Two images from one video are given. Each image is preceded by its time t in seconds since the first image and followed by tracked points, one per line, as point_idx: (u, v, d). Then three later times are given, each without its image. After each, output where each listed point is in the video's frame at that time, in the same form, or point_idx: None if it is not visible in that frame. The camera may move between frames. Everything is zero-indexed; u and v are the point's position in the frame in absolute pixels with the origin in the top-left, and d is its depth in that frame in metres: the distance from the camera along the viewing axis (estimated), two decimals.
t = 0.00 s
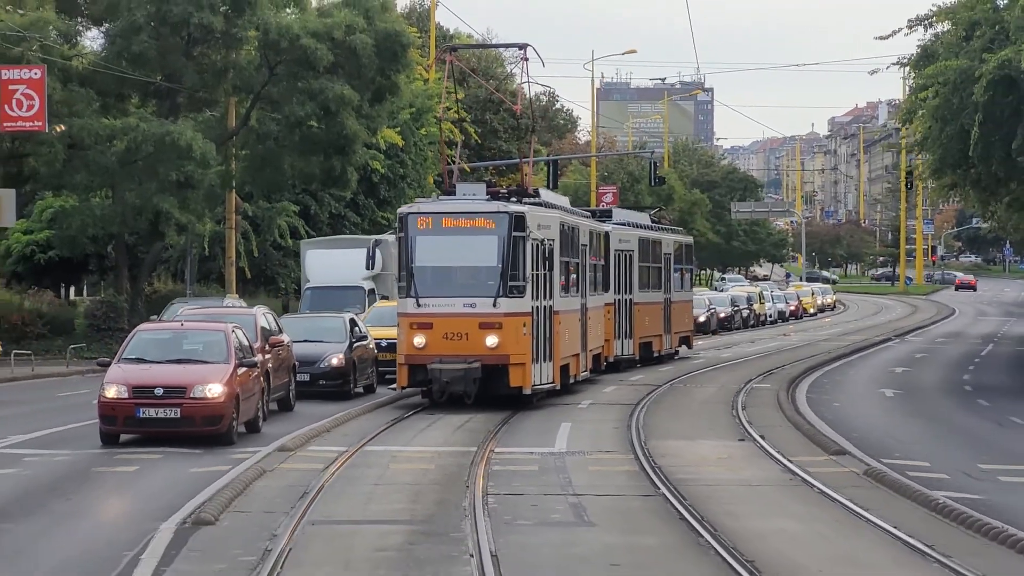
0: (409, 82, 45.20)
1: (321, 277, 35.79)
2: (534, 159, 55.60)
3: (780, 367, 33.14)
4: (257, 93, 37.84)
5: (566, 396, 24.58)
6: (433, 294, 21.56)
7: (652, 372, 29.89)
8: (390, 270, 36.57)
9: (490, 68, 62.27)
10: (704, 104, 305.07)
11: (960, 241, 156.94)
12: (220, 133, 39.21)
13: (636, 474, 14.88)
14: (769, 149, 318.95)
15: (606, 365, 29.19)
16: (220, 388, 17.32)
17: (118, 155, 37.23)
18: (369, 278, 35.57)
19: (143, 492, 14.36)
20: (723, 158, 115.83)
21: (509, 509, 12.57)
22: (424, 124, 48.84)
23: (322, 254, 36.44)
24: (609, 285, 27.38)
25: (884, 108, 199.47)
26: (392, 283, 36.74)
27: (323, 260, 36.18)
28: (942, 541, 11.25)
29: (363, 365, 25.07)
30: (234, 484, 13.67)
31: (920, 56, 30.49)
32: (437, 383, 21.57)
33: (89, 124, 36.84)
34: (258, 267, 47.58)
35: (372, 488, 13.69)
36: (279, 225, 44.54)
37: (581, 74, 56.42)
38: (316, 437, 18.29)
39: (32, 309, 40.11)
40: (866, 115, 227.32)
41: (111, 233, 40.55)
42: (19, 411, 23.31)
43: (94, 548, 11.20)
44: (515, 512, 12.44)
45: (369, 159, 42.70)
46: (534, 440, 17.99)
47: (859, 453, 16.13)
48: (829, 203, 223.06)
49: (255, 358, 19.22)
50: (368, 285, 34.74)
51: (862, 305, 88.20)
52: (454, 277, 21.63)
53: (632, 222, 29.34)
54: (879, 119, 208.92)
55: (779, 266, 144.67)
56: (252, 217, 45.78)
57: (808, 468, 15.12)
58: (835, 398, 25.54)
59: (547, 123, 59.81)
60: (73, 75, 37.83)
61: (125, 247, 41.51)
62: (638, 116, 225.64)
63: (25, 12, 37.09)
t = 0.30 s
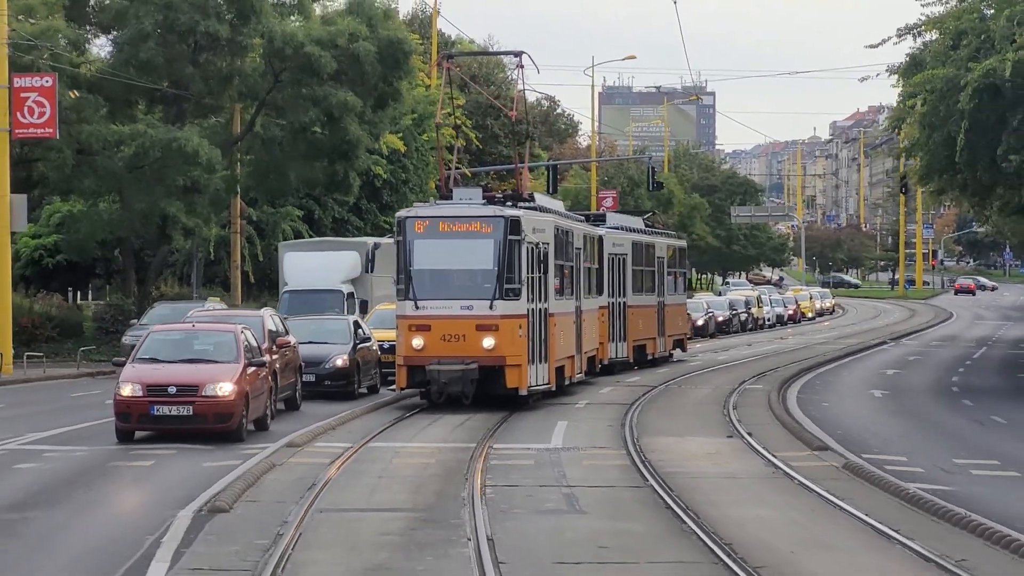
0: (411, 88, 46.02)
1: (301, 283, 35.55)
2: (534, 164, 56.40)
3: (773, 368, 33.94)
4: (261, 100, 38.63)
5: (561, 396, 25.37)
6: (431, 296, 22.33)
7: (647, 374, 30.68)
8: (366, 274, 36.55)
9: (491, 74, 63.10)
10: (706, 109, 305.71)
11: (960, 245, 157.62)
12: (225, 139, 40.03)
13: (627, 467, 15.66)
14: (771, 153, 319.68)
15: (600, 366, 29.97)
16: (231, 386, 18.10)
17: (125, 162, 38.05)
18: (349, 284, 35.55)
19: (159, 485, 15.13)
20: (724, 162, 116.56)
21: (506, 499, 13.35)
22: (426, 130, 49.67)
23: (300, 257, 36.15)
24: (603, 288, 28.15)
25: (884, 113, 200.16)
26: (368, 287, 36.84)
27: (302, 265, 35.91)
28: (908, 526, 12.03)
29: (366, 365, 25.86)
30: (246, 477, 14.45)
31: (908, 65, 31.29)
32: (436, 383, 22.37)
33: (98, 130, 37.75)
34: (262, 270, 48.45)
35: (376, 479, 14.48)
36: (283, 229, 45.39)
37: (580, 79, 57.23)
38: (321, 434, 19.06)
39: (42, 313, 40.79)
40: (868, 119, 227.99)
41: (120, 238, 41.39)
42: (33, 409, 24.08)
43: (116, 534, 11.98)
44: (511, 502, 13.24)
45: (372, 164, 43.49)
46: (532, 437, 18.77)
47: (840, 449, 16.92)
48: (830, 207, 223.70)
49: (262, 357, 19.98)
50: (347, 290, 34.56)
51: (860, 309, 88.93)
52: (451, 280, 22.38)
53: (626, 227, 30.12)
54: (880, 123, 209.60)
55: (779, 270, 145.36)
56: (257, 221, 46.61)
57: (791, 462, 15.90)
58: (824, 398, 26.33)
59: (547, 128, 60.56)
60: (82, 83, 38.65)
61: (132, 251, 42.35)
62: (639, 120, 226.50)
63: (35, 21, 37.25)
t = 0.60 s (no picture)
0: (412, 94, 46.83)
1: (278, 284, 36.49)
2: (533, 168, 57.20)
3: (765, 369, 34.73)
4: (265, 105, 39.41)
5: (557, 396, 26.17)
6: (430, 299, 23.13)
7: (641, 374, 31.47)
8: (343, 276, 37.28)
9: (491, 80, 63.94)
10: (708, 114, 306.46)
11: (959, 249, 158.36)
12: (230, 145, 40.86)
13: (617, 459, 16.46)
14: (772, 157, 320.41)
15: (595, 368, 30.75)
16: (239, 384, 18.91)
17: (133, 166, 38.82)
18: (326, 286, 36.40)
19: (172, 476, 15.92)
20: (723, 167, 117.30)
21: (502, 487, 14.15)
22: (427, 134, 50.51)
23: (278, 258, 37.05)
24: (597, 291, 28.94)
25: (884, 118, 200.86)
26: (347, 290, 37.50)
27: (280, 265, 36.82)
28: (878, 510, 12.82)
29: (369, 365, 26.66)
30: (255, 468, 15.24)
31: (896, 72, 32.11)
32: (434, 382, 23.15)
33: (105, 135, 38.42)
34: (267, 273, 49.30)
35: (379, 470, 15.27)
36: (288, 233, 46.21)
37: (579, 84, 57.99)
38: (325, 430, 19.85)
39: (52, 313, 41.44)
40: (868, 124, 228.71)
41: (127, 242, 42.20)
42: (46, 407, 24.89)
43: (134, 518, 12.77)
44: (506, 489, 14.02)
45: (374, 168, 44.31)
46: (528, 433, 19.58)
47: (822, 443, 17.71)
48: (830, 211, 224.38)
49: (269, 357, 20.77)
50: (323, 292, 35.81)
51: (859, 312, 89.70)
52: (449, 283, 23.18)
53: (621, 231, 30.90)
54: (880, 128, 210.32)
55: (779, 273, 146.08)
56: (261, 225, 47.43)
57: (773, 455, 16.70)
58: (813, 397, 27.12)
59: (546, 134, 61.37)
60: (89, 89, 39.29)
61: (139, 255, 43.16)
62: (641, 124, 227.24)
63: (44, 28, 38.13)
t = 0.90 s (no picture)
0: (415, 101, 47.72)
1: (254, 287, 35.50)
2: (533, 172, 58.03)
3: (758, 370, 35.54)
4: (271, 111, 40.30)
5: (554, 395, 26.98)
6: (430, 300, 23.92)
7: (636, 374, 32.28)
8: (321, 277, 36.29)
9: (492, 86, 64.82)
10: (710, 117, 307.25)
11: (959, 252, 159.13)
12: (236, 151, 42.19)
13: (608, 452, 17.25)
14: (774, 161, 321.13)
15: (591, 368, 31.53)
16: (247, 380, 19.71)
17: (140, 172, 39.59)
18: (303, 288, 35.50)
19: (184, 467, 16.72)
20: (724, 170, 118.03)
21: (498, 476, 14.95)
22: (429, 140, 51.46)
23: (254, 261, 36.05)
24: (593, 294, 29.75)
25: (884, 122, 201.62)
26: (324, 291, 36.49)
27: (256, 269, 35.80)
28: (850, 497, 13.61)
29: (372, 364, 27.46)
30: (263, 460, 16.06)
31: (886, 81, 32.99)
32: (433, 381, 23.87)
33: (113, 142, 39.15)
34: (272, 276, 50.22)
35: (381, 461, 16.09)
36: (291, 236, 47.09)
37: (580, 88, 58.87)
38: (329, 425, 20.66)
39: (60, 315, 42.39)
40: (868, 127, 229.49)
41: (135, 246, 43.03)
42: (59, 405, 25.71)
43: (150, 505, 13.55)
44: (501, 479, 14.83)
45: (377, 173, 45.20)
46: (524, 428, 20.37)
47: (805, 437, 18.54)
48: (831, 214, 225.14)
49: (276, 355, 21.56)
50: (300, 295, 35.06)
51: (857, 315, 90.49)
52: (448, 284, 23.98)
53: (616, 234, 31.70)
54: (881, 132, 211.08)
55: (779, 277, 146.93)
56: (265, 229, 48.31)
57: (757, 448, 17.52)
58: (802, 396, 27.88)
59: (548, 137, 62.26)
60: (99, 96, 40.21)
61: (146, 259, 44.04)
62: (642, 128, 228.12)
63: (55, 37, 38.96)
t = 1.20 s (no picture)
0: (414, 104, 48.51)
1: (226, 286, 33.33)
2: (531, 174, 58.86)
3: (749, 369, 36.36)
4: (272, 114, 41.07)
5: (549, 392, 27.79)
6: (428, 300, 24.72)
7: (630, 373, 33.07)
8: (296, 277, 34.48)
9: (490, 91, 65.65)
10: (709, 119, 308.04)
11: (955, 254, 159.91)
12: (238, 153, 43.09)
13: (599, 444, 18.08)
14: (773, 163, 321.86)
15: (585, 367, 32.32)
16: (253, 376, 20.52)
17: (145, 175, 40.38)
18: (277, 287, 33.55)
19: (194, 458, 17.52)
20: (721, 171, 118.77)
21: (493, 466, 15.77)
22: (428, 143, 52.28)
23: (225, 261, 33.95)
24: (587, 294, 30.55)
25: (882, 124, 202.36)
26: (299, 292, 34.65)
27: (228, 268, 33.71)
28: (825, 484, 14.44)
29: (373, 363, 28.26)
30: (270, 451, 16.87)
31: (874, 87, 33.80)
32: (432, 378, 24.71)
33: (118, 144, 39.83)
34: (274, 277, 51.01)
35: (382, 452, 16.91)
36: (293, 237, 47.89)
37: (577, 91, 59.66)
38: (332, 420, 21.48)
39: (67, 317, 43.32)
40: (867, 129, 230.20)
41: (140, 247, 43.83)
42: (70, 402, 26.50)
43: (166, 492, 14.36)
44: (496, 468, 15.65)
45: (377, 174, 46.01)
46: (519, 422, 21.20)
47: (788, 430, 19.36)
48: (830, 215, 225.91)
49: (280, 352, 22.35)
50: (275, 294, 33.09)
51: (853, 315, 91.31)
52: (446, 285, 24.78)
53: (611, 236, 32.49)
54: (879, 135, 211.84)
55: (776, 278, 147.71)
56: (267, 230, 49.09)
57: (741, 440, 18.34)
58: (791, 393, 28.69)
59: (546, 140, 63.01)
60: (104, 100, 41.00)
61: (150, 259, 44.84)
62: (641, 130, 228.94)
63: (62, 42, 39.75)
